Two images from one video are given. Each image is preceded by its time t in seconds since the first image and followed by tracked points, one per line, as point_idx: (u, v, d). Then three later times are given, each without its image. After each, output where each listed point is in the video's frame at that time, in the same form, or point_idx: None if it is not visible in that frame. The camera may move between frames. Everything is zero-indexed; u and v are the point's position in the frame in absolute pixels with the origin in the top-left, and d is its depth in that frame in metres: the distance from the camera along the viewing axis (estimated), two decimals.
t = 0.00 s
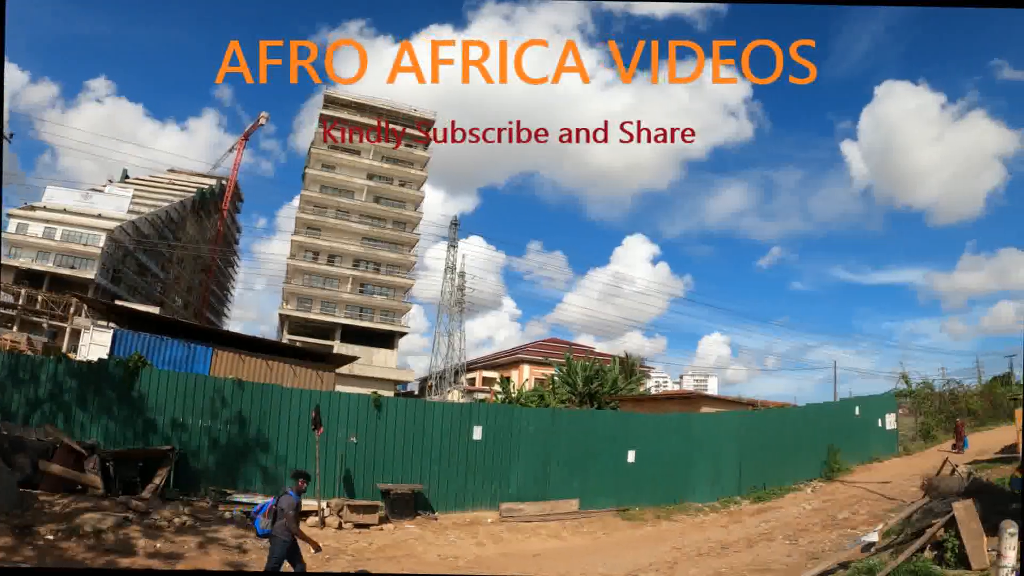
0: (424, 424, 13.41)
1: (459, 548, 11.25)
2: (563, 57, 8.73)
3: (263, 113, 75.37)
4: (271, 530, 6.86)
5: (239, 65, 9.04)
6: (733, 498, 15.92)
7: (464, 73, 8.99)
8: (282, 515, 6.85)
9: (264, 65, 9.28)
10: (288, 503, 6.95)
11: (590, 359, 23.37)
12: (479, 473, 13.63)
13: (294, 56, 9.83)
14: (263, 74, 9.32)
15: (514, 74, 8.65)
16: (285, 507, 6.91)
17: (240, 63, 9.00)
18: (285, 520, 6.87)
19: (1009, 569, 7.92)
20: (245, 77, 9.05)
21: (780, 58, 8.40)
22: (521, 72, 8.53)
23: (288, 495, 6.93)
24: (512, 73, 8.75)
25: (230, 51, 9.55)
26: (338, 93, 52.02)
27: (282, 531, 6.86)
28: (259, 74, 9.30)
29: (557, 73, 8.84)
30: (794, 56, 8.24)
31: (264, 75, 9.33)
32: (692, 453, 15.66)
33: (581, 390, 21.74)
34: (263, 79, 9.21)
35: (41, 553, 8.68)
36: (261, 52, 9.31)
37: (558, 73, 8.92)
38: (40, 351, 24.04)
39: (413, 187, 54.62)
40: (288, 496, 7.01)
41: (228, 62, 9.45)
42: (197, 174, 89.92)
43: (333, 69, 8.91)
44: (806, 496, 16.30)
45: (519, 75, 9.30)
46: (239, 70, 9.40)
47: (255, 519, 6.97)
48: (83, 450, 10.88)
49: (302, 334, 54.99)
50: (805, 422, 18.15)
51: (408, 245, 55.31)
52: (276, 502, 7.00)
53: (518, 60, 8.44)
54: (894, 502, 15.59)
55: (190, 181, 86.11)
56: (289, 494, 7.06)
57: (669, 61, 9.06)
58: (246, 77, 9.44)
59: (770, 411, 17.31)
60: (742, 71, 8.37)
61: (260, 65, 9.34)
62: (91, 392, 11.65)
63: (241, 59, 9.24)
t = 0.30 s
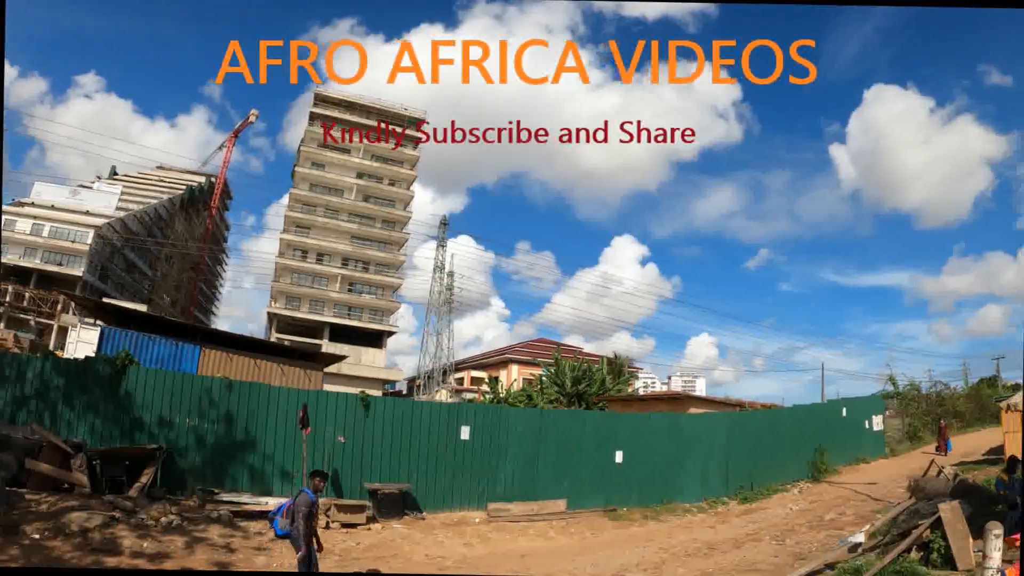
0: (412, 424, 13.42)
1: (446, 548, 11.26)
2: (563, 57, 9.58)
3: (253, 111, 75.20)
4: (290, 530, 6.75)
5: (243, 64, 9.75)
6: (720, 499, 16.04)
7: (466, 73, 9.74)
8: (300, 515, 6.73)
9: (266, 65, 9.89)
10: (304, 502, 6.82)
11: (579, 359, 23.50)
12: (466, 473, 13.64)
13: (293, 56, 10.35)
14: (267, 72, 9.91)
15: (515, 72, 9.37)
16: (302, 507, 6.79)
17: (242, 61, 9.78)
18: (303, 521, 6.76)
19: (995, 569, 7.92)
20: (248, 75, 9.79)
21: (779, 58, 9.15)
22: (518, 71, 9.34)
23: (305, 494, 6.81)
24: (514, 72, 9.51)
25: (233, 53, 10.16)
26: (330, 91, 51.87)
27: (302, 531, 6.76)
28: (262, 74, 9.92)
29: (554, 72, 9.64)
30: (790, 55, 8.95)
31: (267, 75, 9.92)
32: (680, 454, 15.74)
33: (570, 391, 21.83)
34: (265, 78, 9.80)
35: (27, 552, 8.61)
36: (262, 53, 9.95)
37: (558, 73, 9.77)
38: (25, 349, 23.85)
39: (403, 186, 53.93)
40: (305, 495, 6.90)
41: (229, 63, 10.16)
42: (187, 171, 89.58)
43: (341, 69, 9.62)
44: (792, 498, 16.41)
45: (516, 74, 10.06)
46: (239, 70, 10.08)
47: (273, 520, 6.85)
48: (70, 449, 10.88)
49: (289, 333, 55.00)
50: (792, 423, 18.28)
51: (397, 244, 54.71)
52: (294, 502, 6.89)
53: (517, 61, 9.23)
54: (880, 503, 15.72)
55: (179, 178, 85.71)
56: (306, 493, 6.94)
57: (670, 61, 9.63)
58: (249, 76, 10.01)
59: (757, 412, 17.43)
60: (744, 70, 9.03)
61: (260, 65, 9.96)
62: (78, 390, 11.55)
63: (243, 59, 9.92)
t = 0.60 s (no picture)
0: (401, 422, 13.42)
1: (434, 546, 11.27)
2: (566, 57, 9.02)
3: (243, 108, 74.83)
4: (304, 533, 6.65)
5: (241, 65, 9.15)
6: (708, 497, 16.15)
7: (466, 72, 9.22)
8: (316, 517, 6.63)
9: (266, 65, 9.32)
10: (320, 505, 6.73)
11: (568, 357, 23.57)
12: (455, 471, 13.66)
13: (292, 57, 9.80)
14: (265, 74, 9.34)
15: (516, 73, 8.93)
16: (319, 509, 6.69)
17: (241, 61, 9.16)
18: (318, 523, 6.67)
19: (980, 569, 7.95)
20: (247, 76, 9.20)
21: (779, 56, 8.69)
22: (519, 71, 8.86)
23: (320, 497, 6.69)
24: (516, 73, 8.97)
25: (230, 54, 9.50)
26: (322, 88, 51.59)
27: (315, 534, 6.63)
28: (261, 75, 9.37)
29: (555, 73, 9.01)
30: (791, 55, 8.41)
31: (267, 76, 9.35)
32: (668, 453, 15.83)
33: (558, 389, 21.91)
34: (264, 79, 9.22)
35: (13, 550, 8.55)
36: (262, 54, 9.35)
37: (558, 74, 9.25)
38: (10, 344, 23.67)
39: (393, 184, 53.68)
40: (321, 498, 6.77)
41: (228, 63, 9.52)
42: (176, 167, 89.02)
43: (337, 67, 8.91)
44: (779, 496, 16.51)
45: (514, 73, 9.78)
46: (237, 70, 9.45)
47: (289, 521, 6.76)
48: (58, 445, 10.71)
49: (279, 330, 54.92)
50: (780, 423, 18.41)
51: (386, 242, 55.04)
52: (311, 504, 6.80)
53: (518, 60, 8.65)
54: (867, 502, 15.84)
55: (167, 174, 85.16)
56: (323, 496, 6.85)
57: (670, 60, 9.13)
58: (247, 77, 9.41)
59: (745, 412, 17.54)
60: (747, 70, 8.49)
61: (261, 65, 9.41)
62: (66, 387, 11.49)
63: (242, 59, 9.29)
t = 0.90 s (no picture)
0: (390, 421, 13.42)
1: (424, 545, 11.27)
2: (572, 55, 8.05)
3: (234, 105, 74.41)
4: (327, 533, 6.76)
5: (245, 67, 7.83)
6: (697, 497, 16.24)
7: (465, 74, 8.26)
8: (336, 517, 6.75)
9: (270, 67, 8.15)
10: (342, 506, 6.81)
11: (558, 357, 23.62)
12: (445, 470, 13.67)
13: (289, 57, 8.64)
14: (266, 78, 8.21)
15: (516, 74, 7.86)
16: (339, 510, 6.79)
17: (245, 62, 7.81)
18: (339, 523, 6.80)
19: (965, 568, 7.64)
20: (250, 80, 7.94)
21: (781, 56, 7.52)
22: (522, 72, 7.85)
23: (341, 498, 6.77)
24: (518, 74, 8.00)
25: (231, 53, 8.23)
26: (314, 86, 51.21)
27: (339, 534, 6.75)
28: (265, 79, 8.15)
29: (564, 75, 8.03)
30: (796, 55, 7.24)
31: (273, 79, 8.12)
32: (657, 453, 15.90)
33: (548, 389, 21.94)
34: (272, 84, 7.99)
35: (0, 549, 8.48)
36: (266, 52, 8.16)
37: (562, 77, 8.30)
38: None
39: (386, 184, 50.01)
40: (342, 499, 6.85)
41: (228, 63, 8.20)
42: (165, 164, 88.37)
43: (329, 70, 7.84)
44: (767, 496, 16.61)
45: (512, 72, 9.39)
46: (238, 73, 8.22)
47: (310, 523, 6.87)
48: (46, 444, 10.64)
49: (269, 329, 54.79)
50: (769, 424, 18.51)
51: (377, 241, 54.83)
52: (331, 504, 6.89)
53: (519, 61, 7.60)
54: (855, 502, 15.94)
55: (157, 171, 84.53)
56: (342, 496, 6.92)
57: (669, 61, 8.21)
58: (251, 80, 8.09)
59: (734, 412, 17.65)
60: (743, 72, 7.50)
61: (264, 66, 8.23)
62: (54, 385, 11.43)
63: (245, 60, 8.01)
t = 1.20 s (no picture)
0: (381, 419, 13.43)
1: (414, 544, 11.28)
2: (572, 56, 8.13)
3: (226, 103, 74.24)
4: (344, 533, 6.82)
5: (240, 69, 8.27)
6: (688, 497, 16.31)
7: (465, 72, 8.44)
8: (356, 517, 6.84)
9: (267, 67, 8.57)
10: (361, 506, 6.94)
11: (550, 356, 23.70)
12: (436, 468, 13.69)
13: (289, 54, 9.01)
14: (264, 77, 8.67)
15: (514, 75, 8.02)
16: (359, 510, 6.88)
17: (240, 61, 8.21)
18: (357, 523, 6.88)
19: (956, 569, 7.60)
20: (246, 79, 8.34)
21: (782, 56, 7.59)
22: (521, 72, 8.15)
23: (362, 496, 6.95)
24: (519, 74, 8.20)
25: (230, 54, 8.69)
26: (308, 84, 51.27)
27: (355, 534, 6.83)
28: (261, 78, 8.51)
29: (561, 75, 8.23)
30: (797, 54, 7.33)
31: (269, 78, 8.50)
32: (649, 452, 15.97)
33: (539, 389, 21.99)
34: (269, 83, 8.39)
35: None
36: (263, 53, 8.57)
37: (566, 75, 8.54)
38: None
39: (377, 181, 52.37)
40: (360, 499, 6.97)
41: (227, 63, 8.56)
42: (157, 161, 88.15)
43: (330, 70, 8.18)
44: (757, 496, 16.69)
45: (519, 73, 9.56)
46: (236, 71, 8.57)
47: (325, 523, 6.89)
48: (36, 442, 10.58)
49: (260, 327, 54.59)
50: (760, 424, 18.62)
51: (369, 239, 54.40)
52: (348, 505, 6.99)
53: (518, 60, 7.85)
54: (845, 502, 16.05)
55: (149, 168, 84.22)
56: (360, 498, 7.04)
57: (670, 63, 8.42)
58: (247, 79, 8.47)
59: (725, 412, 17.76)
60: (743, 72, 7.59)
61: (262, 66, 8.65)
62: (44, 382, 11.38)
63: (242, 60, 8.38)
